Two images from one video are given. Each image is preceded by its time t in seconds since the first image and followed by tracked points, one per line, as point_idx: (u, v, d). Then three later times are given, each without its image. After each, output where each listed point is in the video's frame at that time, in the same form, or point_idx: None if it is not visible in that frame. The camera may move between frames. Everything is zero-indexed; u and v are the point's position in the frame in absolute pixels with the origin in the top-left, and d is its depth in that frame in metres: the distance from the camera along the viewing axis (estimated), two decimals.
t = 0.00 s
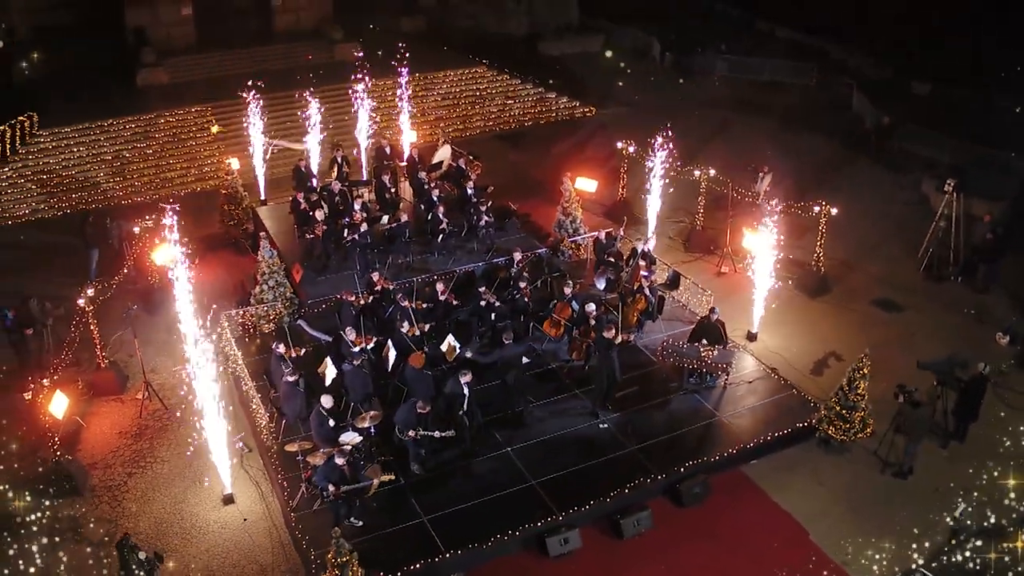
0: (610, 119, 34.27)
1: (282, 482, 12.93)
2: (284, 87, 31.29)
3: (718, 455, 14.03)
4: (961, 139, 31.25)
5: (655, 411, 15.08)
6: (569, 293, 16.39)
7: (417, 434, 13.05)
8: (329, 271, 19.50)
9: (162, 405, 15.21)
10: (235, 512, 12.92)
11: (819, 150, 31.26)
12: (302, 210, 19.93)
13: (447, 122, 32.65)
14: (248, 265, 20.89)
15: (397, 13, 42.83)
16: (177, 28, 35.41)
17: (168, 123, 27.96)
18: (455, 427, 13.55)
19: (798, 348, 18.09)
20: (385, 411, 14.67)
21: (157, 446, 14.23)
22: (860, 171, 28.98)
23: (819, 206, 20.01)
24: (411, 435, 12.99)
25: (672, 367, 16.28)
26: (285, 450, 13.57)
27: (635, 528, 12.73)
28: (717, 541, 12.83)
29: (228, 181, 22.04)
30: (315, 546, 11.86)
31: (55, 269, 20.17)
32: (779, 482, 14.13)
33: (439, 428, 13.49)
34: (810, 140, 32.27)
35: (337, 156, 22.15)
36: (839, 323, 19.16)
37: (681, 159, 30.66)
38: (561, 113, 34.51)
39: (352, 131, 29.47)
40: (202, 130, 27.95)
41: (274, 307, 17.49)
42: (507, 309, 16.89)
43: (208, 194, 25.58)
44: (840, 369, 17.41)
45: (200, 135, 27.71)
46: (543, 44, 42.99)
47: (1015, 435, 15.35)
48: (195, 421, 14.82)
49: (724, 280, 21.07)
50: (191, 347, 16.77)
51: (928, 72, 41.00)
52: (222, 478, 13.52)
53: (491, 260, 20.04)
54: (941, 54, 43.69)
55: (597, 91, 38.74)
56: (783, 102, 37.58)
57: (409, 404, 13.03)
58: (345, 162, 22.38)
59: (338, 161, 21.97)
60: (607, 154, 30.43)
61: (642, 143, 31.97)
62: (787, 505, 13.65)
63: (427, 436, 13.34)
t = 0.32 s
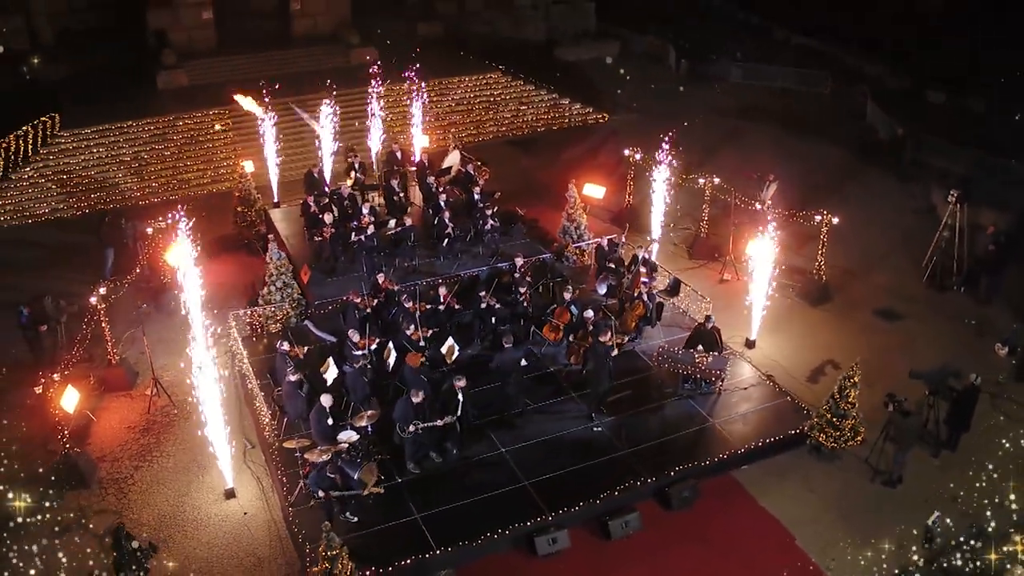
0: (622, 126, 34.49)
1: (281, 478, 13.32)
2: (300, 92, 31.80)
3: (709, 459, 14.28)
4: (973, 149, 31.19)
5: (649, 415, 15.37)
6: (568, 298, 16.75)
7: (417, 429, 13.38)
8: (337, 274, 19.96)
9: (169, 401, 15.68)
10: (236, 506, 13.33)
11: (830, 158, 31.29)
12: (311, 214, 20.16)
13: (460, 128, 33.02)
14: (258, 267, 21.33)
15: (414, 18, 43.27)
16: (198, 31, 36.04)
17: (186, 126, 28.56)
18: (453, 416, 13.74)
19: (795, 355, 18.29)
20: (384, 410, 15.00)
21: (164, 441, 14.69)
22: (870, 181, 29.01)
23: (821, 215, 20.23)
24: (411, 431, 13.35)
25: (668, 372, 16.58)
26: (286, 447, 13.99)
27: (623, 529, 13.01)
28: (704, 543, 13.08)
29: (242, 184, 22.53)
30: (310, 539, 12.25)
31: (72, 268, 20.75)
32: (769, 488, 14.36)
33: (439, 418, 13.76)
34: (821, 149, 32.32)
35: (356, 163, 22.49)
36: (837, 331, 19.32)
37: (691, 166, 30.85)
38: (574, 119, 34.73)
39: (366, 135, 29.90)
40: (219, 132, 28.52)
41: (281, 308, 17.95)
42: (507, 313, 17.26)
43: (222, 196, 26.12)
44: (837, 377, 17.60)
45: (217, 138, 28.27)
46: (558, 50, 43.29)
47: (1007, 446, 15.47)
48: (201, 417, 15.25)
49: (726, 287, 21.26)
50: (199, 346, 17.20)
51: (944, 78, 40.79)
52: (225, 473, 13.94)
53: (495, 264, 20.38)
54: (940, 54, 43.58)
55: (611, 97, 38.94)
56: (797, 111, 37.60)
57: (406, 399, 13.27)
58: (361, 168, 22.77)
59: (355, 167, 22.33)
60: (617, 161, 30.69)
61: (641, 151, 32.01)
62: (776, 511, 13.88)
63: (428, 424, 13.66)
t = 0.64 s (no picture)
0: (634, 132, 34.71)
1: (283, 474, 13.78)
2: (316, 95, 32.30)
3: (700, 464, 14.57)
4: (985, 159, 31.16)
5: (643, 419, 15.66)
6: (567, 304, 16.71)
7: (418, 425, 13.65)
8: (344, 276, 20.38)
9: (177, 398, 16.17)
10: (237, 500, 13.77)
11: (840, 167, 31.34)
12: (320, 216, 20.64)
13: (473, 132, 33.40)
14: (268, 268, 21.85)
15: (431, 22, 43.69)
16: (218, 35, 36.71)
17: (204, 128, 29.10)
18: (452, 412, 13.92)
19: (791, 363, 18.50)
20: (383, 410, 15.54)
21: (171, 436, 15.17)
22: (879, 190, 29.06)
23: (821, 224, 20.47)
24: (411, 427, 13.62)
25: (664, 377, 16.85)
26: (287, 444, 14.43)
27: (610, 531, 13.32)
28: (690, 546, 13.36)
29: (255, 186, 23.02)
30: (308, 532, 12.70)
31: (88, 268, 21.37)
32: (758, 493, 14.60)
33: (439, 413, 13.90)
34: (831, 158, 32.37)
35: (368, 168, 22.88)
36: (835, 340, 19.50)
37: (701, 174, 31.06)
38: (587, 125, 35.00)
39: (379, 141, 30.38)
40: (236, 135, 29.08)
41: (288, 308, 18.41)
42: (507, 317, 17.58)
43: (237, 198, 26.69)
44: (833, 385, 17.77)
45: (234, 140, 28.87)
46: (573, 55, 43.57)
47: (998, 457, 15.63)
48: (207, 414, 15.71)
49: (728, 294, 21.47)
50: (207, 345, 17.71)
51: (961, 84, 40.60)
52: (228, 468, 14.40)
53: (499, 270, 20.77)
54: (956, 59, 43.42)
55: (625, 102, 39.17)
56: (810, 119, 37.65)
57: (407, 394, 13.61)
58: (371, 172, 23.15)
59: (367, 172, 22.77)
60: (626, 168, 30.95)
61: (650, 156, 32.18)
62: (764, 516, 14.12)
63: (429, 420, 13.77)
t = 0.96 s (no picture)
0: (646, 139, 34.99)
1: (284, 469, 14.27)
2: (331, 100, 32.88)
3: (690, 468, 14.88)
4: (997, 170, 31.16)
5: (637, 423, 15.98)
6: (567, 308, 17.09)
7: (415, 423, 14.15)
8: (351, 277, 20.86)
9: (185, 394, 16.69)
10: (240, 494, 14.24)
11: (850, 176, 31.45)
12: (329, 219, 21.03)
13: (485, 138, 33.86)
14: (278, 269, 22.39)
15: (448, 28, 44.20)
16: (239, 39, 37.42)
17: (222, 132, 29.79)
18: (448, 413, 14.26)
19: (788, 369, 18.76)
20: (383, 409, 15.95)
21: (178, 431, 15.69)
22: (887, 199, 29.17)
23: (823, 233, 20.73)
24: (408, 426, 14.11)
25: (660, 383, 17.16)
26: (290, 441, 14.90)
27: (599, 531, 13.67)
28: (677, 548, 13.67)
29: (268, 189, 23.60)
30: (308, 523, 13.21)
31: (105, 267, 22.01)
32: (748, 498, 14.88)
33: (435, 413, 14.23)
34: (842, 167, 32.47)
35: (379, 174, 23.30)
36: (834, 347, 19.71)
37: (711, 181, 31.30)
38: (599, 132, 35.34)
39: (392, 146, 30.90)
40: (253, 139, 29.71)
41: (296, 309, 18.90)
42: (506, 321, 17.89)
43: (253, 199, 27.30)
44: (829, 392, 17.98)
45: (250, 143, 29.51)
46: (588, 62, 43.95)
47: (988, 466, 15.82)
48: (213, 410, 16.19)
49: (730, 301, 21.75)
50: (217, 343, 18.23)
51: (976, 92, 40.55)
52: (232, 463, 14.87)
53: (503, 274, 21.18)
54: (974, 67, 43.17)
55: (638, 109, 39.46)
56: (823, 127, 37.74)
57: (406, 394, 14.10)
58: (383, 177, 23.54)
59: (378, 178, 23.25)
60: (636, 175, 31.26)
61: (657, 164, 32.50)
62: (753, 520, 14.39)
63: (423, 420, 14.18)
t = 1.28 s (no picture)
0: (658, 144, 35.25)
1: (287, 463, 14.76)
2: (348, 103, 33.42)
3: (682, 469, 15.22)
4: (1008, 178, 31.12)
5: (632, 424, 16.32)
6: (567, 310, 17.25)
7: (413, 422, 14.47)
8: (359, 278, 21.34)
9: (196, 388, 17.25)
10: (244, 486, 14.74)
11: (861, 182, 31.54)
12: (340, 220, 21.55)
13: (498, 141, 34.28)
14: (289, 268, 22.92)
15: (466, 31, 44.67)
16: (259, 41, 38.07)
17: (240, 132, 30.40)
18: (445, 412, 14.60)
19: (786, 373, 19.06)
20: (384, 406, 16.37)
21: (188, 424, 16.24)
22: (897, 206, 29.24)
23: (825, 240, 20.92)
24: (406, 425, 14.44)
25: (656, 386, 17.46)
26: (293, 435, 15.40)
27: (589, 528, 14.04)
28: (667, 546, 13.99)
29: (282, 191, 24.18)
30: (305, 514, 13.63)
31: (122, 264, 22.61)
32: (739, 499, 15.17)
33: (432, 413, 14.59)
34: (854, 173, 32.53)
35: (392, 177, 23.68)
36: (834, 353, 19.93)
37: (721, 185, 31.49)
38: (612, 136, 35.64)
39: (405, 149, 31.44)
40: (270, 140, 30.32)
41: (305, 307, 19.46)
42: (508, 323, 18.24)
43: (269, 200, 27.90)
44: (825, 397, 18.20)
45: (267, 145, 30.13)
46: (604, 66, 44.22)
47: (979, 473, 16.00)
48: (221, 405, 16.73)
49: (732, 305, 22.01)
50: (227, 340, 18.81)
51: (995, 100, 40.37)
52: (238, 456, 15.38)
53: (509, 276, 21.58)
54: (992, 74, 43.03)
55: (651, 113, 39.70)
56: (836, 133, 37.82)
57: (405, 391, 14.43)
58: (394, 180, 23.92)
59: (390, 180, 23.68)
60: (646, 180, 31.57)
61: (669, 169, 32.71)
62: (743, 521, 14.68)
63: (422, 420, 14.46)
